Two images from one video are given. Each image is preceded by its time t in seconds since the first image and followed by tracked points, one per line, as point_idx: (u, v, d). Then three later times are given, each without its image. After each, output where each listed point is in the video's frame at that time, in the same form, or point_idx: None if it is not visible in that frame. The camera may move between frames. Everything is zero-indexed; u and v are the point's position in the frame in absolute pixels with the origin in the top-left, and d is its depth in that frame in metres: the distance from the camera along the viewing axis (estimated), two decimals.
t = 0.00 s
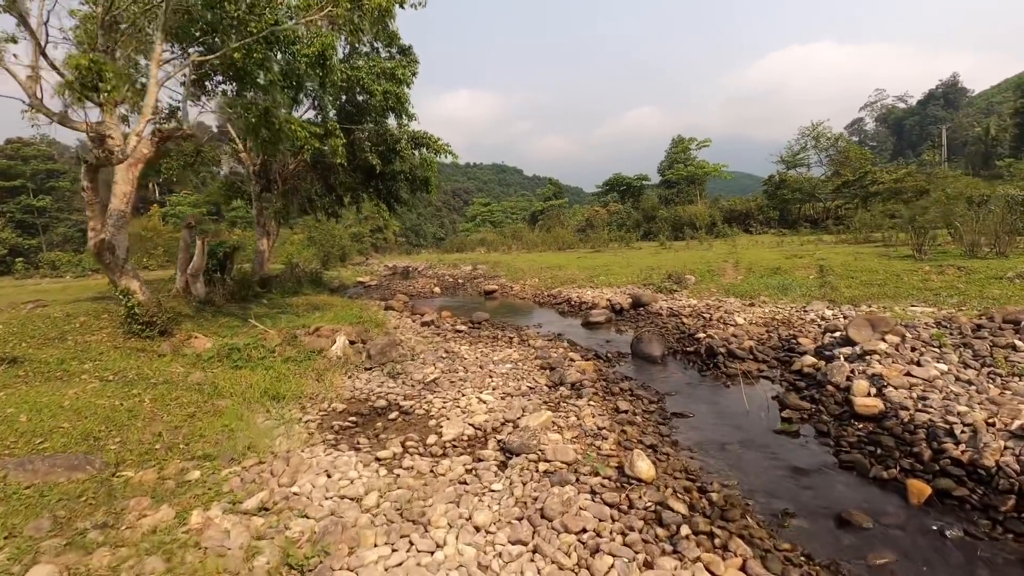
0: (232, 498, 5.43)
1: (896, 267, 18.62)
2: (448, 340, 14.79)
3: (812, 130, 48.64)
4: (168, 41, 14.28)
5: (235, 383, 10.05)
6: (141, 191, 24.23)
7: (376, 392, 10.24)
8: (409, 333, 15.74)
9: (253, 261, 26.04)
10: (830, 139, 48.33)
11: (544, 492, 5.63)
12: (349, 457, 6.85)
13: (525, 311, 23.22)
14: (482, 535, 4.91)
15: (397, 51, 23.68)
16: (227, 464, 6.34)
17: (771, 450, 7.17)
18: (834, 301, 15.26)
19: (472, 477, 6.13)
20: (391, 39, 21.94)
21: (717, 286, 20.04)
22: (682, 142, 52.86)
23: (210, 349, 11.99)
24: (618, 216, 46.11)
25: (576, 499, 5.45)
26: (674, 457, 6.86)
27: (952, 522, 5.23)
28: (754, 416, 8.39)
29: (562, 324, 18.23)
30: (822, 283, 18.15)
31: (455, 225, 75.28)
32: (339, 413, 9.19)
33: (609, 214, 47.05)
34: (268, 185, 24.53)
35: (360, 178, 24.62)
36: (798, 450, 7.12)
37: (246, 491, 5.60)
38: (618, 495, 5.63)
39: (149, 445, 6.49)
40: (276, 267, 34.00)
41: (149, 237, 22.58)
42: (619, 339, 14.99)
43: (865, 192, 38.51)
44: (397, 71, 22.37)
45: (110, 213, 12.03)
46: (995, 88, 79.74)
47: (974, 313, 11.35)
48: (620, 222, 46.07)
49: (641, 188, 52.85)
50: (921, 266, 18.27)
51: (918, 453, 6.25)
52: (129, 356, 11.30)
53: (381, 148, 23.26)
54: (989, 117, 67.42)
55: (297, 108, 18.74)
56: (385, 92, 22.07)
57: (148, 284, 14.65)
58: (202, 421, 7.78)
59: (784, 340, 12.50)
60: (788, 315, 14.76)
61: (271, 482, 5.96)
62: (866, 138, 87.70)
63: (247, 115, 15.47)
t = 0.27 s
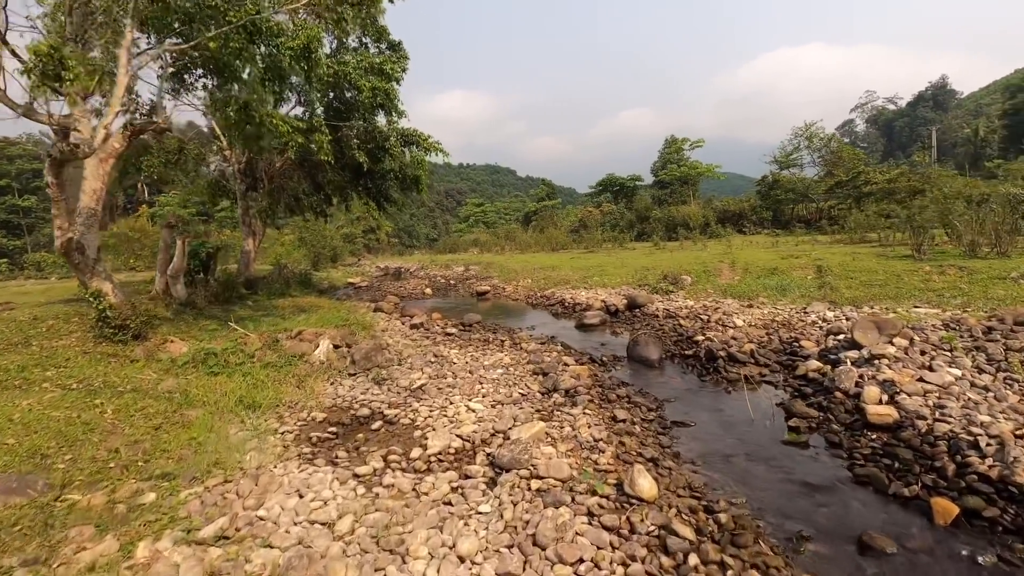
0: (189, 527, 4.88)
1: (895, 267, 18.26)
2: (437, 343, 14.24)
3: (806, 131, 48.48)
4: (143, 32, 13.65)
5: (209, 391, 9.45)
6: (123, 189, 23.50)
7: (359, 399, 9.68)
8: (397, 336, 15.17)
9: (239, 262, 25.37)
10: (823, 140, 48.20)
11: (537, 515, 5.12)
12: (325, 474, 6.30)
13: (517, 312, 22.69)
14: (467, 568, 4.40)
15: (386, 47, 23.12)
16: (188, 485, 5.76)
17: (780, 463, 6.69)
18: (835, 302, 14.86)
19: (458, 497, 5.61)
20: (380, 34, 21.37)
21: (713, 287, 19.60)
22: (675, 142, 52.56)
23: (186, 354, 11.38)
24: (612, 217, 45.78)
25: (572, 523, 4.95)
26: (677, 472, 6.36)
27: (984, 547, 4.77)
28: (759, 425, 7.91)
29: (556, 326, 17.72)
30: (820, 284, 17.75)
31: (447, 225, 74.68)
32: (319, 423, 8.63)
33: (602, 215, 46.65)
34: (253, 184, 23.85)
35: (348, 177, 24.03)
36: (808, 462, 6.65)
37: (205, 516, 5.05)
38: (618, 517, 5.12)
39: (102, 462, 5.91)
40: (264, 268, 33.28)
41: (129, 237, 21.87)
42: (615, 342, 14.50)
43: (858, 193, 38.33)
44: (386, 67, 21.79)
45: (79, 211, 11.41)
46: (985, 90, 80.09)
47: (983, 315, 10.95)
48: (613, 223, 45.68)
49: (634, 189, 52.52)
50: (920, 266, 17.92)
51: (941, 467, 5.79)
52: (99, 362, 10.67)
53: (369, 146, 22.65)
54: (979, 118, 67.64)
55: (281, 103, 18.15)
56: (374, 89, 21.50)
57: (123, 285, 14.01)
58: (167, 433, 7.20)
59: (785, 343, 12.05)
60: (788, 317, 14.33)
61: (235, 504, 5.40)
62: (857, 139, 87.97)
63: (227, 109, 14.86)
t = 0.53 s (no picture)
0: (134, 568, 4.26)
1: (898, 267, 17.79)
2: (427, 346, 13.59)
3: (800, 130, 48.16)
4: (115, 17, 12.90)
5: (179, 399, 8.77)
6: (102, 185, 22.66)
7: (341, 407, 9.03)
8: (385, 338, 14.52)
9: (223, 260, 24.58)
10: (818, 139, 47.93)
11: (534, 549, 4.53)
12: (297, 497, 5.66)
13: (510, 313, 22.07)
14: None
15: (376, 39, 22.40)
16: (139, 512, 5.09)
17: (798, 481, 6.12)
18: (839, 303, 14.35)
19: (445, 526, 5.00)
20: (369, 25, 20.65)
21: (712, 287, 19.07)
22: (669, 141, 52.10)
23: (158, 358, 10.66)
24: (605, 216, 45.20)
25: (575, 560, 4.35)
26: (687, 492, 5.77)
27: None
28: (771, 437, 7.35)
29: (550, 327, 17.13)
30: (822, 284, 17.27)
31: (440, 224, 73.91)
32: (297, 435, 7.98)
33: (596, 213, 46.11)
34: (238, 179, 23.10)
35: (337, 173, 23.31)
36: (829, 480, 6.09)
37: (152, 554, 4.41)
38: (625, 552, 4.54)
39: (43, 487, 5.26)
40: (251, 266, 32.45)
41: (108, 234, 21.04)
42: (613, 344, 13.91)
43: (852, 192, 38.04)
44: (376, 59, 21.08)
45: (43, 205, 10.66)
46: (976, 90, 80.28)
47: (999, 317, 10.47)
48: (607, 222, 45.11)
49: (628, 188, 52.03)
50: (924, 266, 17.49)
51: (982, 489, 5.25)
52: (63, 366, 9.95)
53: (358, 141, 22.03)
54: (971, 118, 67.67)
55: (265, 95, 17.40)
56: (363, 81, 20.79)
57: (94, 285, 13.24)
58: (124, 449, 6.53)
59: (792, 346, 11.51)
60: (792, 319, 13.82)
61: (191, 536, 4.77)
62: (850, 139, 88.03)
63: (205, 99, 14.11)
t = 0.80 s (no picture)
0: None
1: (880, 268, 17.65)
2: (402, 349, 12.92)
3: (778, 133, 48.47)
4: None
5: (125, 409, 8.01)
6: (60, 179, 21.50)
7: (306, 417, 8.36)
8: (358, 340, 13.82)
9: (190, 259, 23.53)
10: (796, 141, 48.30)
11: None
12: (245, 524, 5.03)
13: (490, 314, 21.48)
14: None
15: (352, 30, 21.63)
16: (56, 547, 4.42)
17: (798, 497, 5.67)
18: (826, 304, 14.07)
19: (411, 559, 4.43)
20: (345, 15, 19.87)
21: (696, 288, 18.72)
22: (650, 142, 52.03)
23: (108, 363, 9.85)
24: (586, 216, 44.89)
25: None
26: (681, 513, 5.27)
27: None
28: (766, 448, 6.90)
29: (532, 329, 16.60)
30: (807, 285, 17.05)
31: (420, 224, 72.89)
32: (254, 449, 7.30)
33: (577, 214, 45.76)
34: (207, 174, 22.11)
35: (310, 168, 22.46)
36: (830, 496, 5.65)
37: None
38: None
39: None
40: (222, 266, 31.29)
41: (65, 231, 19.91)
42: (596, 347, 13.41)
43: (829, 195, 38.32)
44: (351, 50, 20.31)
45: None
46: (946, 96, 82.09)
47: (990, 319, 10.25)
48: (589, 222, 44.76)
49: (609, 189, 51.80)
50: (907, 267, 17.39)
51: (998, 508, 4.86)
52: None
53: (333, 135, 21.23)
54: (942, 124, 69.07)
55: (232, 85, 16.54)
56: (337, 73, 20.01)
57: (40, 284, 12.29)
58: (52, 469, 5.81)
59: (780, 349, 11.13)
60: (779, 320, 13.51)
61: None
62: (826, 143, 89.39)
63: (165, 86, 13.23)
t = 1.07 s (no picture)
0: None
1: (880, 265, 17.22)
2: (388, 349, 12.33)
3: (772, 131, 48.14)
4: None
5: (80, 412, 7.37)
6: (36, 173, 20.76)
7: (277, 421, 7.77)
8: (341, 340, 13.22)
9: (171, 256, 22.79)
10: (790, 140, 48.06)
11: None
12: (193, 548, 4.47)
13: (481, 312, 20.89)
14: None
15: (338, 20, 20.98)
16: None
17: (810, 511, 5.17)
18: (826, 301, 13.62)
19: None
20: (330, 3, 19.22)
21: (691, 285, 18.23)
22: (643, 141, 51.56)
23: (69, 363, 9.20)
24: (580, 214, 44.30)
25: None
26: (682, 531, 4.77)
27: None
28: (771, 454, 6.41)
29: (523, 327, 16.08)
30: (804, 282, 16.64)
31: (412, 223, 72.16)
32: (218, 458, 6.72)
33: (570, 212, 45.19)
34: (188, 168, 21.38)
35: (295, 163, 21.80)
36: (845, 509, 5.16)
37: None
38: None
39: None
40: (206, 263, 30.50)
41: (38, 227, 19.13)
42: (590, 346, 12.89)
43: (823, 194, 38.03)
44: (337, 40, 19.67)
45: None
46: (937, 96, 82.26)
47: (999, 316, 9.85)
48: (582, 221, 44.18)
49: (602, 188, 51.33)
50: (906, 264, 17.03)
51: None
52: None
53: (319, 128, 20.59)
54: (933, 123, 69.14)
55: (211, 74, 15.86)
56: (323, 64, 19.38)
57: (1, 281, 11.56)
58: None
59: (782, 348, 10.64)
60: (778, 318, 13.07)
61: None
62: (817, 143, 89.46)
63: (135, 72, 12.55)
